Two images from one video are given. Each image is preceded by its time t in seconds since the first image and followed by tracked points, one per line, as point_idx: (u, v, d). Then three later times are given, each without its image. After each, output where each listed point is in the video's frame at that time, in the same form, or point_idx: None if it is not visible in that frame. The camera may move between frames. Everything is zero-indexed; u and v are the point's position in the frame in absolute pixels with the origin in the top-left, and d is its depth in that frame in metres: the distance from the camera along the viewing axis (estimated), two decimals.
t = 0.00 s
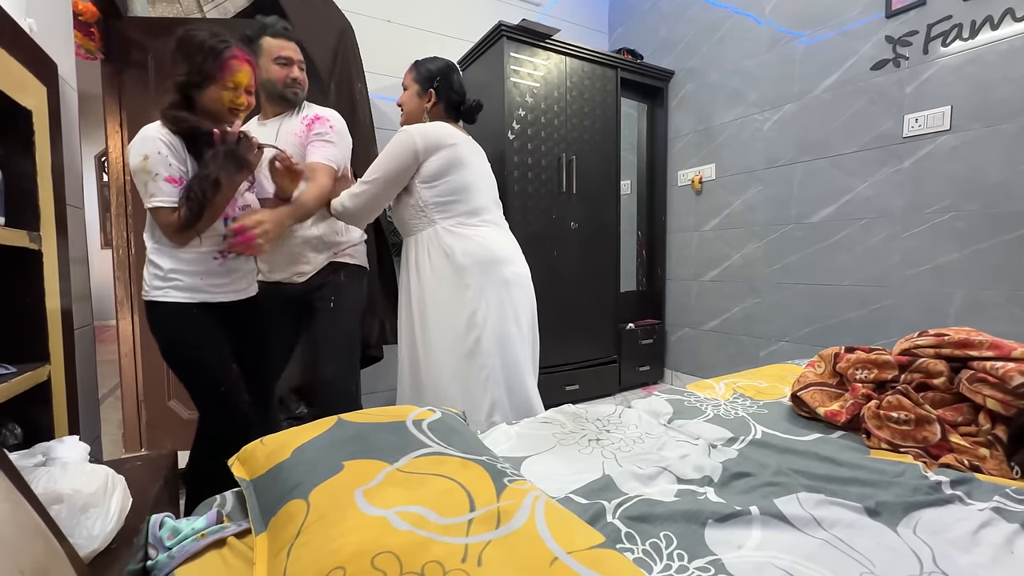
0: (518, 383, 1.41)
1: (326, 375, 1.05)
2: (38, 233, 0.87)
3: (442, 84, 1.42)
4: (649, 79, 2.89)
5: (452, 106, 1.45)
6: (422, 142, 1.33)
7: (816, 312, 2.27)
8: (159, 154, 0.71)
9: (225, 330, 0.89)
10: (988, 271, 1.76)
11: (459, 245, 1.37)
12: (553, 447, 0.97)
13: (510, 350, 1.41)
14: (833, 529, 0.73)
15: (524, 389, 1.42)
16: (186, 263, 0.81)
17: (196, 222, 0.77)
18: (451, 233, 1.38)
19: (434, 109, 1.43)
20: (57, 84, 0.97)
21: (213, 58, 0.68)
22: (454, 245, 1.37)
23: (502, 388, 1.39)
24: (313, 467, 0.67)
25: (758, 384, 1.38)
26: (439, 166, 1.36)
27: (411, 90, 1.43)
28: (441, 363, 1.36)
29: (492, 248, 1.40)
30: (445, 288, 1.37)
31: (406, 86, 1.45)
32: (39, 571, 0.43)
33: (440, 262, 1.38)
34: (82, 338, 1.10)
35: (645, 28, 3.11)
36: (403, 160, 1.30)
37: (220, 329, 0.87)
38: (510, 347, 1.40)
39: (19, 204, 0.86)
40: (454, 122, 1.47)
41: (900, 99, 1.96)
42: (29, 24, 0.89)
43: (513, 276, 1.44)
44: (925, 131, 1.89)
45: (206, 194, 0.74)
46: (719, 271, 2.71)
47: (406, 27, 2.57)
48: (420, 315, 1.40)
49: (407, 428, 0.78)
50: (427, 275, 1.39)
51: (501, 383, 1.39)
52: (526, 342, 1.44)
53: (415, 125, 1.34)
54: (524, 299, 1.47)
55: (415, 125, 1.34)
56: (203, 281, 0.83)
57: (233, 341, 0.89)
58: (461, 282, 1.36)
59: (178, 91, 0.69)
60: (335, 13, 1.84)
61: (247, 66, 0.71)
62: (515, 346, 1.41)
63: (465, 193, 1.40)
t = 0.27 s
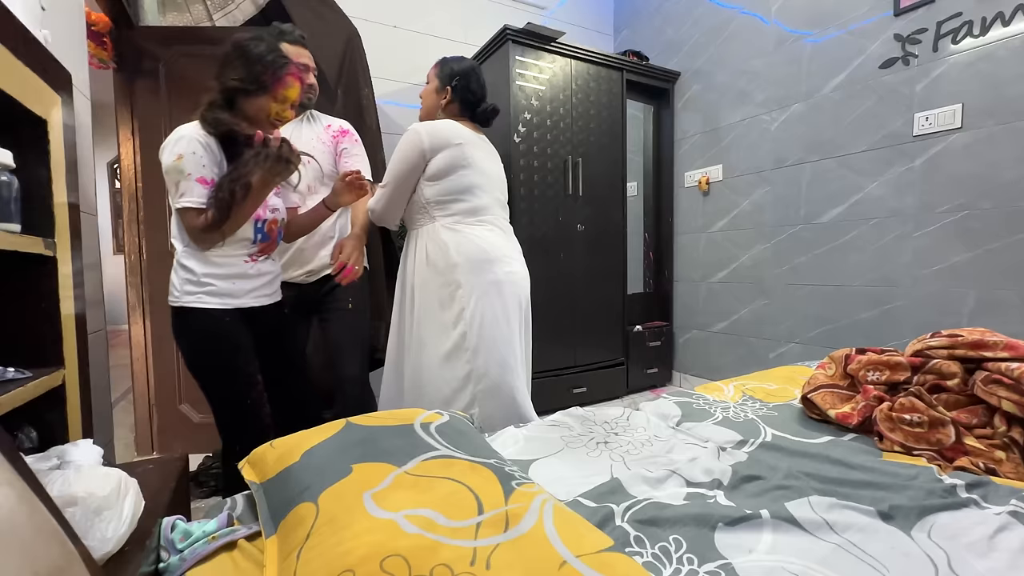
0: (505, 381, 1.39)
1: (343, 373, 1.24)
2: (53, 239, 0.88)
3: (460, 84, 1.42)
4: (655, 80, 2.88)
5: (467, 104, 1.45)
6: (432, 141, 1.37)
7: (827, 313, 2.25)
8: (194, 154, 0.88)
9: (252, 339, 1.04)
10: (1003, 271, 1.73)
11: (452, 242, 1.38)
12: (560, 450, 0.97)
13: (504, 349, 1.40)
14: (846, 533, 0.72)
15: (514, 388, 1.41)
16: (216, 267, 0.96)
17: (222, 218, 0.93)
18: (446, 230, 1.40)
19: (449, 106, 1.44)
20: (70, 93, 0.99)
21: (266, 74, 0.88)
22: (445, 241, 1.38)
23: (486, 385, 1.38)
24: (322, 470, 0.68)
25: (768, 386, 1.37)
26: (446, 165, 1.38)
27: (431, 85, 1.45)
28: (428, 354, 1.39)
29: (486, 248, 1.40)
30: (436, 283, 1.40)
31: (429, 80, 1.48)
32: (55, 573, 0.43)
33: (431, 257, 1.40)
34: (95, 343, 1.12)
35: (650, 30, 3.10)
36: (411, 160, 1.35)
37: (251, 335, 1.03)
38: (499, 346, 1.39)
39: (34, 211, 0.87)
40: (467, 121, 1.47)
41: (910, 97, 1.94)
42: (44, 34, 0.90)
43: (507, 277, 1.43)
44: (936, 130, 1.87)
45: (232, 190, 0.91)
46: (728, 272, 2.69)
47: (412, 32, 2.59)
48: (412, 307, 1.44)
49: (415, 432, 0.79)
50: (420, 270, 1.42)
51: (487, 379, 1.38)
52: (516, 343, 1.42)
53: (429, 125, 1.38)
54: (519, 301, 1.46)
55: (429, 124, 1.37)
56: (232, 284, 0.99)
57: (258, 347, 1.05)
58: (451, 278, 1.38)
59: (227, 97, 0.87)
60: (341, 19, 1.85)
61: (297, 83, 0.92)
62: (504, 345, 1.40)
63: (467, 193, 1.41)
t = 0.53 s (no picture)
0: (547, 395, 1.30)
1: (368, 380, 1.29)
2: (78, 252, 0.91)
3: (506, 85, 1.30)
4: (664, 86, 2.89)
5: (514, 108, 1.33)
6: (505, 144, 1.24)
7: (843, 317, 2.21)
8: (245, 161, 0.98)
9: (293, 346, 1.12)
10: None
11: (506, 252, 1.28)
12: (573, 456, 0.97)
13: (550, 360, 1.31)
14: (864, 541, 0.71)
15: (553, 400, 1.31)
16: (273, 274, 1.06)
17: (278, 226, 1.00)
18: (500, 238, 1.30)
19: (496, 110, 1.32)
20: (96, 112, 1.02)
21: (310, 80, 1.01)
22: (499, 249, 1.28)
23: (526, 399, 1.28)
24: (337, 476, 0.69)
25: (783, 392, 1.35)
26: (513, 171, 1.27)
27: (474, 89, 1.34)
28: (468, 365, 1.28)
29: (541, 261, 1.32)
30: (483, 292, 1.28)
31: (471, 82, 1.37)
32: None
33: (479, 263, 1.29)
34: (117, 352, 1.15)
35: (658, 36, 3.11)
36: (484, 163, 1.22)
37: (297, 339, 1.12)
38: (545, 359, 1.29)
39: (61, 225, 0.90)
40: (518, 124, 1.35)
41: (924, 98, 1.92)
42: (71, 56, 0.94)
43: (555, 290, 1.35)
44: (952, 130, 1.84)
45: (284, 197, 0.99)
46: (740, 277, 2.67)
47: (421, 44, 2.63)
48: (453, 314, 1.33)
49: (428, 438, 0.79)
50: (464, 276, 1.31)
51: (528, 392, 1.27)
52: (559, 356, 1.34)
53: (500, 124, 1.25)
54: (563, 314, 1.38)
55: (501, 125, 1.25)
56: (286, 290, 1.09)
57: (299, 354, 1.13)
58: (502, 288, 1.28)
59: (275, 106, 1.01)
60: (352, 33, 1.89)
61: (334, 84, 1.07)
62: (549, 359, 1.30)
63: (525, 203, 1.32)
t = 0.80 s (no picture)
0: (605, 402, 1.26)
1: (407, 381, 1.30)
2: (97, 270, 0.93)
3: (551, 70, 1.28)
4: (669, 96, 2.90)
5: (569, 85, 1.30)
6: (572, 138, 1.25)
7: (855, 325, 2.19)
8: (288, 175, 1.01)
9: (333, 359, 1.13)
10: None
11: (570, 254, 1.28)
12: (581, 469, 0.96)
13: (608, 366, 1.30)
14: (878, 555, 0.70)
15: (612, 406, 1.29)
16: (309, 287, 1.11)
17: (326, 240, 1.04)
18: (562, 241, 1.29)
19: (554, 97, 1.29)
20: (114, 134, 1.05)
21: (338, 91, 1.08)
22: (564, 251, 1.27)
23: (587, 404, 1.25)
24: (346, 490, 0.69)
25: (795, 402, 1.33)
26: (577, 170, 1.28)
27: (520, 93, 1.31)
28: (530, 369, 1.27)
29: (601, 264, 1.32)
30: (547, 296, 1.27)
31: (512, 94, 1.33)
32: None
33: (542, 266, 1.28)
34: (133, 367, 1.17)
35: (662, 47, 3.13)
36: (548, 148, 1.22)
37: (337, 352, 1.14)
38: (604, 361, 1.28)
39: (80, 245, 0.92)
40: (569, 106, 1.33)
41: (931, 104, 1.91)
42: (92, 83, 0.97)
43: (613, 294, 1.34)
44: (961, 136, 1.83)
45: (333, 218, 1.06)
46: (750, 285, 2.65)
47: (428, 59, 2.67)
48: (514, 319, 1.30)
49: (436, 451, 0.80)
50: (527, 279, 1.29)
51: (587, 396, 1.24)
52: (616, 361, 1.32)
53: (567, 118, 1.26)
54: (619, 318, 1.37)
55: (568, 119, 1.26)
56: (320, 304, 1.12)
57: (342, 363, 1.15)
58: (566, 291, 1.26)
59: (309, 120, 1.07)
60: (360, 50, 1.93)
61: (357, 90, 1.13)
62: (607, 362, 1.29)
63: (586, 207, 1.33)
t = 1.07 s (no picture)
0: (621, 412, 1.28)
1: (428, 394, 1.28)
2: (112, 290, 0.95)
3: (573, 84, 1.30)
4: (672, 111, 2.92)
5: (591, 96, 1.32)
6: (619, 158, 1.25)
7: (866, 338, 2.16)
8: (319, 185, 1.02)
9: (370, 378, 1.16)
10: None
11: (599, 270, 1.27)
12: (590, 486, 0.96)
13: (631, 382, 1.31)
14: None
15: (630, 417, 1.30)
16: (345, 302, 1.13)
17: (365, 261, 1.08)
18: (592, 257, 1.28)
19: (579, 112, 1.31)
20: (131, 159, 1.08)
21: (355, 100, 1.10)
22: (593, 266, 1.26)
23: (603, 414, 1.27)
24: (353, 509, 0.69)
25: (806, 417, 1.32)
26: (620, 191, 1.28)
27: (546, 113, 1.33)
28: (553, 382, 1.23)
29: (627, 283, 1.32)
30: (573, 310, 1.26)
31: (537, 115, 1.35)
32: None
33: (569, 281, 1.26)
34: (144, 385, 1.18)
35: (665, 63, 3.17)
36: (603, 172, 1.21)
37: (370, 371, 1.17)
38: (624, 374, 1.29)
39: (96, 266, 0.94)
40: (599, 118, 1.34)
41: (935, 116, 1.91)
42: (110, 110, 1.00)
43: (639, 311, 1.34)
44: (967, 147, 1.82)
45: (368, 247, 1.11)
46: (758, 298, 2.64)
47: (434, 79, 2.72)
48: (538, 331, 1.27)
49: (443, 469, 0.79)
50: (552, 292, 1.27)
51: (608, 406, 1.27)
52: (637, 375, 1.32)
53: (611, 136, 1.26)
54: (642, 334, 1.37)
55: (613, 136, 1.25)
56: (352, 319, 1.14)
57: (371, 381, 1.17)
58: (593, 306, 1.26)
59: (328, 131, 1.09)
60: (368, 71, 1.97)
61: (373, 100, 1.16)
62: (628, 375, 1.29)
63: (620, 226, 1.32)
